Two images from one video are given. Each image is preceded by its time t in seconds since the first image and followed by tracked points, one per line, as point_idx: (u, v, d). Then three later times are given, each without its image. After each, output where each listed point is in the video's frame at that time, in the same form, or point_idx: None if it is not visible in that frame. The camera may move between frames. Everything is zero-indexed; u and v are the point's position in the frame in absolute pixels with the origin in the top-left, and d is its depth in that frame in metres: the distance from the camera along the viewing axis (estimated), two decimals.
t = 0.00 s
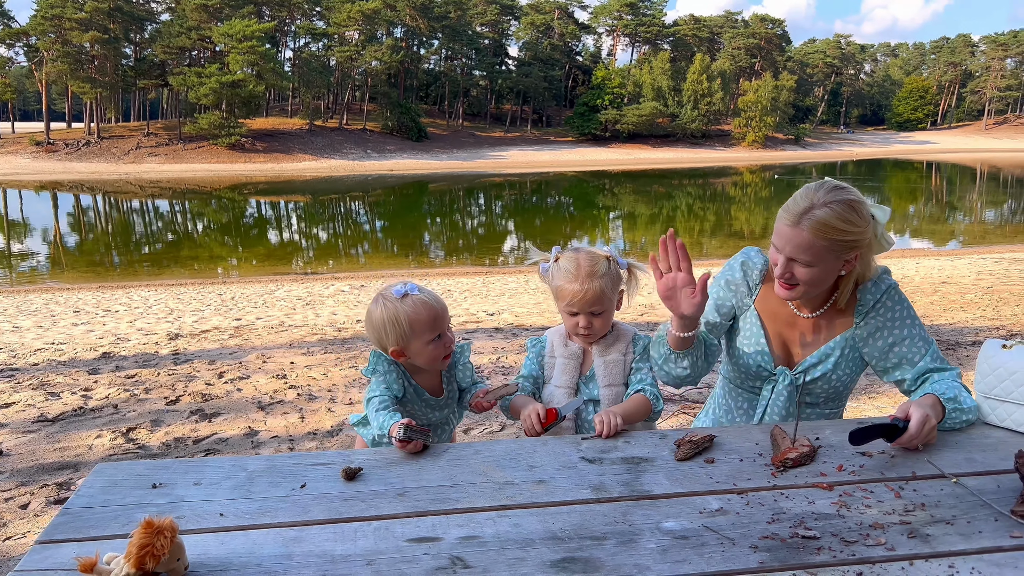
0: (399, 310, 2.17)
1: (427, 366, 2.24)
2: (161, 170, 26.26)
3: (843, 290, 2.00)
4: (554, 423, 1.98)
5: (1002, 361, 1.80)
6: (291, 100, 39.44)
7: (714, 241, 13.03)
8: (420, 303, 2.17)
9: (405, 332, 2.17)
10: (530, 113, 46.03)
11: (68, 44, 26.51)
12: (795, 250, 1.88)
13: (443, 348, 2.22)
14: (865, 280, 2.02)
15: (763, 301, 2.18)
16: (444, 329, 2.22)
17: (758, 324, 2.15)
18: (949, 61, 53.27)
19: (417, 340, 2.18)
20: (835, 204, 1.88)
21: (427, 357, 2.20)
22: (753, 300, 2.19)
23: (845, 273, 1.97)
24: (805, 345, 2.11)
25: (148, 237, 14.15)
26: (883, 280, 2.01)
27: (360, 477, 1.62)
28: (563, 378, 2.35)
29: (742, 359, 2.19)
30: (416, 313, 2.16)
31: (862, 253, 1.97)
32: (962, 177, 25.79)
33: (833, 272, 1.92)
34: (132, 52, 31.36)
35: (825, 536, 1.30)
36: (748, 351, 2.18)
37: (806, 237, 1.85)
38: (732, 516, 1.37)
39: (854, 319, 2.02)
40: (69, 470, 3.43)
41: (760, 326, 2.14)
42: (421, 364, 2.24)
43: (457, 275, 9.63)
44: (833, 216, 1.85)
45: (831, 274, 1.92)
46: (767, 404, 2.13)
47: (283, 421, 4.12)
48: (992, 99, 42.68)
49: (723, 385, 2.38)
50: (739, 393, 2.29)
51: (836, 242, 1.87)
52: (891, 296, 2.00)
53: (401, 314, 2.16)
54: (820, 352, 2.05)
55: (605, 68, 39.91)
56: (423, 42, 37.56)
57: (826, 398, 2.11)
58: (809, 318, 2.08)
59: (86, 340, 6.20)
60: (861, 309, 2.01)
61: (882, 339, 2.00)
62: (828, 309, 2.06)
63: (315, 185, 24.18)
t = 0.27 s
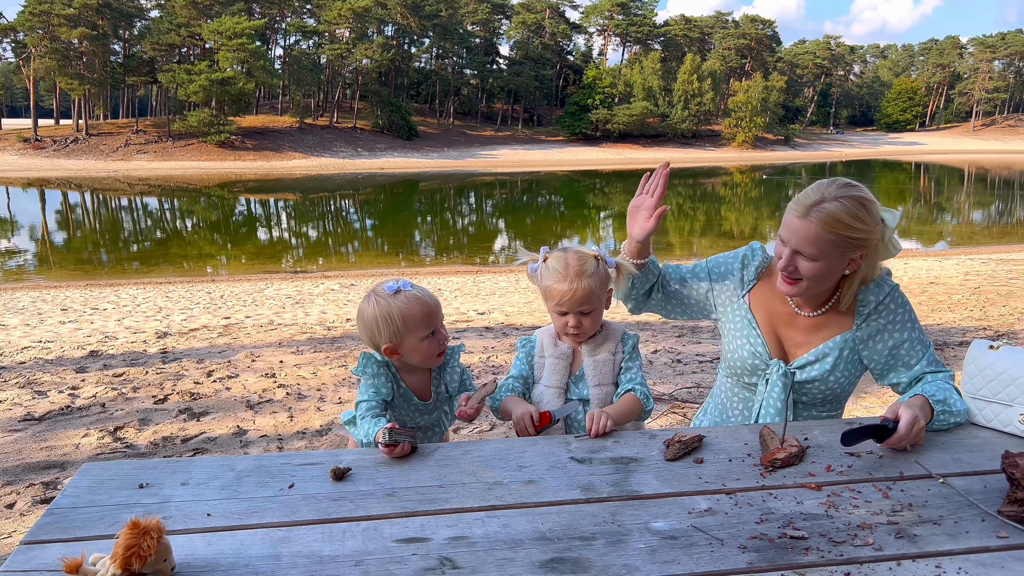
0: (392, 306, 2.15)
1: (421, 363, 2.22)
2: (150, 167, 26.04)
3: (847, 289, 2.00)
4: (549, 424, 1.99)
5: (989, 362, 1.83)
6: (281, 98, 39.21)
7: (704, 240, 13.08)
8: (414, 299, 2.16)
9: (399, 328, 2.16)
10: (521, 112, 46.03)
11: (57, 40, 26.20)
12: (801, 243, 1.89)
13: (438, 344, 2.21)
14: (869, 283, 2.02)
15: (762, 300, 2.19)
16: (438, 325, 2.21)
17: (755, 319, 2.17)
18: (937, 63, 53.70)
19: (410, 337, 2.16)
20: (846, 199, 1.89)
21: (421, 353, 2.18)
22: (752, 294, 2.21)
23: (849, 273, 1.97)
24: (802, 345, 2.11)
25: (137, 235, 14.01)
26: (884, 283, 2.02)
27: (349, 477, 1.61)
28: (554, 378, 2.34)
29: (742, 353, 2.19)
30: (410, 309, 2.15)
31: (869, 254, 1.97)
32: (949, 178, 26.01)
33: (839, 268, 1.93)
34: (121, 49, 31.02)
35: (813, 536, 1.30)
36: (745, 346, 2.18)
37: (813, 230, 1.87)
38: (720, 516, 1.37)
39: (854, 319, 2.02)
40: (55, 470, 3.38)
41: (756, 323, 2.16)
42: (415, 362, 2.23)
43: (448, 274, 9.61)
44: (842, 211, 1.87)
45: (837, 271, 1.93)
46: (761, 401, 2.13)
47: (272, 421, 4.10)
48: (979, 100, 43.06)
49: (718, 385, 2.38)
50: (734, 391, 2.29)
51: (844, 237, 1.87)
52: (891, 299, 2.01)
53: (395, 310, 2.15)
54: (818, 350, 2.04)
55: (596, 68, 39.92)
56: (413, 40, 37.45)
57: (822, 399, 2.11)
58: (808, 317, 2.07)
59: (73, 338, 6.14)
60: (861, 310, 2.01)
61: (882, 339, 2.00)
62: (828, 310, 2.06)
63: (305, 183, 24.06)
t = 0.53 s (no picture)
0: (388, 288, 2.13)
1: (418, 348, 2.17)
2: (140, 165, 25.83)
3: (833, 285, 2.01)
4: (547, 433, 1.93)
5: (979, 362, 1.84)
6: (273, 96, 39.00)
7: (696, 240, 13.11)
8: (411, 282, 2.14)
9: (397, 311, 2.12)
10: (513, 111, 45.98)
11: (46, 36, 25.93)
12: (790, 232, 1.92)
13: (435, 327, 2.18)
14: (857, 279, 2.03)
15: (749, 297, 2.20)
16: (435, 308, 2.18)
17: (741, 313, 2.18)
18: (928, 64, 54.04)
19: (407, 319, 2.13)
20: (834, 190, 1.93)
21: (418, 336, 2.15)
22: (738, 290, 2.22)
23: (837, 267, 1.99)
24: (788, 342, 2.11)
25: (127, 233, 13.90)
26: (873, 282, 2.02)
27: (339, 476, 1.59)
28: (546, 377, 2.33)
29: (727, 345, 2.21)
30: (407, 290, 2.12)
31: (857, 249, 1.99)
32: (939, 179, 26.18)
33: (826, 260, 1.95)
34: (111, 46, 30.72)
35: (804, 537, 1.30)
36: (731, 340, 2.19)
37: (801, 218, 1.90)
38: (711, 516, 1.36)
39: (842, 317, 2.02)
40: (44, 469, 3.35)
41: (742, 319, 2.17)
42: (412, 347, 2.18)
43: (439, 274, 9.59)
44: (831, 200, 1.90)
45: (825, 262, 1.95)
46: (746, 394, 2.12)
47: (262, 420, 4.07)
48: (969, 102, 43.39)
49: (706, 380, 2.39)
50: (720, 386, 2.30)
51: (832, 227, 1.90)
52: (881, 299, 2.00)
53: (393, 291, 2.12)
54: (804, 347, 2.04)
55: (589, 67, 39.91)
56: (405, 38, 37.32)
57: (806, 396, 2.10)
58: (796, 313, 2.08)
59: (63, 336, 6.08)
60: (850, 308, 2.01)
61: (870, 339, 2.00)
62: (815, 308, 2.06)
63: (297, 181, 23.94)
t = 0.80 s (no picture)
0: (395, 270, 2.12)
1: (422, 333, 2.16)
2: (133, 163, 25.68)
3: (822, 280, 2.03)
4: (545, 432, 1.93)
5: (972, 362, 1.85)
6: (266, 94, 38.85)
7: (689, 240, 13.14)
8: (417, 266, 2.14)
9: (402, 293, 2.11)
10: (507, 110, 45.97)
11: (38, 34, 25.73)
12: (780, 225, 1.95)
13: (439, 312, 2.17)
14: (847, 274, 2.05)
15: (738, 293, 2.20)
16: (438, 293, 2.18)
17: (728, 311, 2.18)
18: (920, 64, 54.27)
19: (414, 302, 2.12)
20: (822, 183, 1.96)
21: (424, 320, 2.14)
22: (727, 288, 2.22)
23: (828, 260, 2.01)
24: (775, 339, 2.12)
25: (120, 232, 13.82)
26: (862, 281, 2.03)
27: (333, 475, 1.59)
28: (542, 374, 2.32)
29: (716, 342, 2.20)
30: (414, 274, 2.12)
31: (846, 242, 2.01)
32: (932, 180, 26.31)
33: (816, 253, 1.97)
34: (103, 43, 30.50)
35: (799, 535, 1.30)
36: (718, 337, 2.20)
37: (791, 211, 1.93)
38: (705, 516, 1.36)
39: (830, 315, 2.02)
40: (36, 468, 3.32)
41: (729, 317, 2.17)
42: (416, 333, 2.16)
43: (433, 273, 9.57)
44: (819, 192, 1.94)
45: (815, 255, 1.98)
46: (731, 392, 2.13)
47: (256, 419, 4.05)
48: (961, 103, 43.62)
49: (692, 376, 2.39)
50: (706, 382, 2.30)
51: (822, 219, 1.93)
52: (869, 300, 2.01)
53: (399, 272, 2.11)
54: (792, 344, 2.04)
55: (583, 66, 39.90)
56: (399, 37, 37.20)
57: (792, 394, 2.10)
58: (785, 310, 2.09)
59: (54, 335, 6.03)
60: (837, 307, 2.01)
61: (860, 338, 2.01)
62: (804, 304, 2.07)
63: (290, 180, 23.86)
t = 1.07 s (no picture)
0: (395, 265, 2.12)
1: (421, 328, 2.16)
2: (127, 162, 25.56)
3: (816, 279, 2.04)
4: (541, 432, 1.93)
5: (966, 361, 1.86)
6: (261, 93, 38.73)
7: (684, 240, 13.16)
8: (416, 261, 2.14)
9: (403, 288, 2.11)
10: (502, 110, 45.95)
11: (32, 32, 25.60)
12: (772, 223, 1.96)
13: (438, 307, 2.18)
14: (839, 272, 2.06)
15: (731, 292, 2.21)
16: (437, 288, 2.19)
17: (723, 311, 2.19)
18: (914, 65, 54.47)
19: (414, 298, 2.12)
20: (813, 180, 1.98)
21: (423, 316, 2.14)
22: (722, 288, 2.22)
23: (819, 257, 2.03)
24: (769, 339, 2.12)
25: (114, 231, 13.76)
26: (855, 281, 2.04)
27: (327, 475, 1.58)
28: (538, 373, 2.31)
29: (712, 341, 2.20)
30: (413, 269, 2.12)
31: (838, 239, 2.03)
32: (926, 180, 26.40)
33: (809, 250, 1.99)
34: (97, 41, 30.33)
35: (793, 535, 1.30)
36: (713, 337, 2.20)
37: (782, 209, 1.95)
38: (700, 514, 1.37)
39: (824, 314, 2.03)
40: (29, 468, 3.30)
41: (724, 317, 2.17)
42: (415, 329, 2.17)
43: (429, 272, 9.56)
44: (810, 189, 1.96)
45: (806, 253, 1.99)
46: (727, 392, 2.13)
47: (250, 418, 4.03)
48: (955, 103, 43.81)
49: (688, 374, 2.39)
50: (701, 380, 2.31)
51: (813, 216, 1.95)
52: (863, 299, 2.02)
53: (400, 269, 2.11)
54: (787, 344, 2.05)
55: (578, 66, 39.91)
56: (394, 36, 37.12)
57: (787, 393, 2.11)
58: (778, 310, 2.10)
59: (48, 335, 6.00)
60: (832, 306, 2.02)
61: (854, 338, 2.02)
62: (800, 303, 2.08)
63: (285, 179, 23.80)
